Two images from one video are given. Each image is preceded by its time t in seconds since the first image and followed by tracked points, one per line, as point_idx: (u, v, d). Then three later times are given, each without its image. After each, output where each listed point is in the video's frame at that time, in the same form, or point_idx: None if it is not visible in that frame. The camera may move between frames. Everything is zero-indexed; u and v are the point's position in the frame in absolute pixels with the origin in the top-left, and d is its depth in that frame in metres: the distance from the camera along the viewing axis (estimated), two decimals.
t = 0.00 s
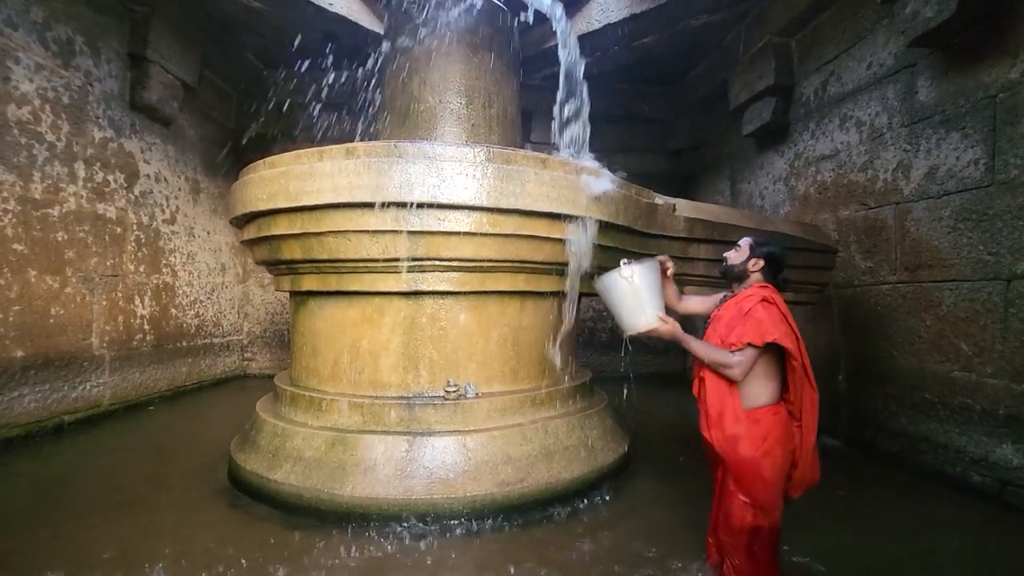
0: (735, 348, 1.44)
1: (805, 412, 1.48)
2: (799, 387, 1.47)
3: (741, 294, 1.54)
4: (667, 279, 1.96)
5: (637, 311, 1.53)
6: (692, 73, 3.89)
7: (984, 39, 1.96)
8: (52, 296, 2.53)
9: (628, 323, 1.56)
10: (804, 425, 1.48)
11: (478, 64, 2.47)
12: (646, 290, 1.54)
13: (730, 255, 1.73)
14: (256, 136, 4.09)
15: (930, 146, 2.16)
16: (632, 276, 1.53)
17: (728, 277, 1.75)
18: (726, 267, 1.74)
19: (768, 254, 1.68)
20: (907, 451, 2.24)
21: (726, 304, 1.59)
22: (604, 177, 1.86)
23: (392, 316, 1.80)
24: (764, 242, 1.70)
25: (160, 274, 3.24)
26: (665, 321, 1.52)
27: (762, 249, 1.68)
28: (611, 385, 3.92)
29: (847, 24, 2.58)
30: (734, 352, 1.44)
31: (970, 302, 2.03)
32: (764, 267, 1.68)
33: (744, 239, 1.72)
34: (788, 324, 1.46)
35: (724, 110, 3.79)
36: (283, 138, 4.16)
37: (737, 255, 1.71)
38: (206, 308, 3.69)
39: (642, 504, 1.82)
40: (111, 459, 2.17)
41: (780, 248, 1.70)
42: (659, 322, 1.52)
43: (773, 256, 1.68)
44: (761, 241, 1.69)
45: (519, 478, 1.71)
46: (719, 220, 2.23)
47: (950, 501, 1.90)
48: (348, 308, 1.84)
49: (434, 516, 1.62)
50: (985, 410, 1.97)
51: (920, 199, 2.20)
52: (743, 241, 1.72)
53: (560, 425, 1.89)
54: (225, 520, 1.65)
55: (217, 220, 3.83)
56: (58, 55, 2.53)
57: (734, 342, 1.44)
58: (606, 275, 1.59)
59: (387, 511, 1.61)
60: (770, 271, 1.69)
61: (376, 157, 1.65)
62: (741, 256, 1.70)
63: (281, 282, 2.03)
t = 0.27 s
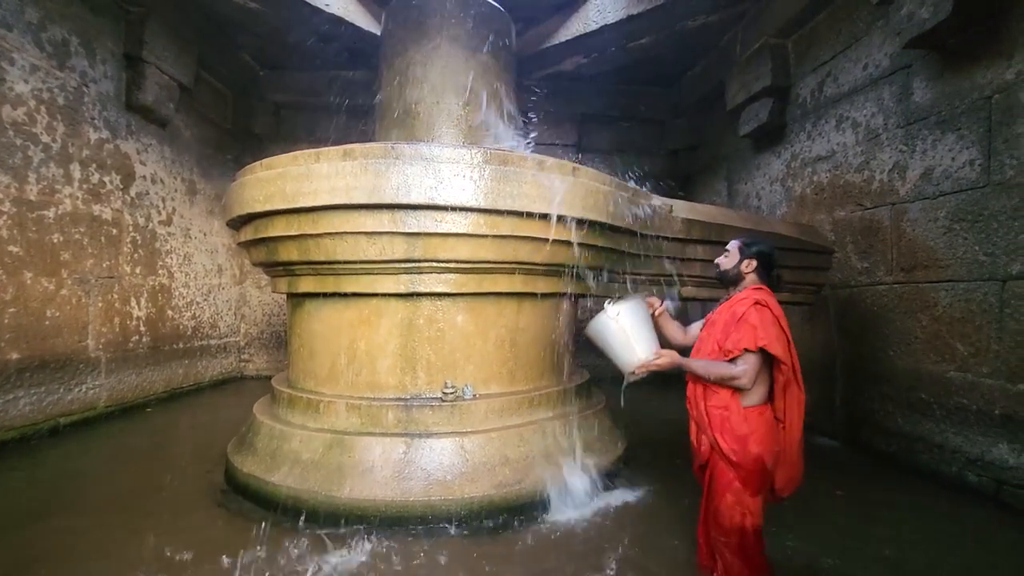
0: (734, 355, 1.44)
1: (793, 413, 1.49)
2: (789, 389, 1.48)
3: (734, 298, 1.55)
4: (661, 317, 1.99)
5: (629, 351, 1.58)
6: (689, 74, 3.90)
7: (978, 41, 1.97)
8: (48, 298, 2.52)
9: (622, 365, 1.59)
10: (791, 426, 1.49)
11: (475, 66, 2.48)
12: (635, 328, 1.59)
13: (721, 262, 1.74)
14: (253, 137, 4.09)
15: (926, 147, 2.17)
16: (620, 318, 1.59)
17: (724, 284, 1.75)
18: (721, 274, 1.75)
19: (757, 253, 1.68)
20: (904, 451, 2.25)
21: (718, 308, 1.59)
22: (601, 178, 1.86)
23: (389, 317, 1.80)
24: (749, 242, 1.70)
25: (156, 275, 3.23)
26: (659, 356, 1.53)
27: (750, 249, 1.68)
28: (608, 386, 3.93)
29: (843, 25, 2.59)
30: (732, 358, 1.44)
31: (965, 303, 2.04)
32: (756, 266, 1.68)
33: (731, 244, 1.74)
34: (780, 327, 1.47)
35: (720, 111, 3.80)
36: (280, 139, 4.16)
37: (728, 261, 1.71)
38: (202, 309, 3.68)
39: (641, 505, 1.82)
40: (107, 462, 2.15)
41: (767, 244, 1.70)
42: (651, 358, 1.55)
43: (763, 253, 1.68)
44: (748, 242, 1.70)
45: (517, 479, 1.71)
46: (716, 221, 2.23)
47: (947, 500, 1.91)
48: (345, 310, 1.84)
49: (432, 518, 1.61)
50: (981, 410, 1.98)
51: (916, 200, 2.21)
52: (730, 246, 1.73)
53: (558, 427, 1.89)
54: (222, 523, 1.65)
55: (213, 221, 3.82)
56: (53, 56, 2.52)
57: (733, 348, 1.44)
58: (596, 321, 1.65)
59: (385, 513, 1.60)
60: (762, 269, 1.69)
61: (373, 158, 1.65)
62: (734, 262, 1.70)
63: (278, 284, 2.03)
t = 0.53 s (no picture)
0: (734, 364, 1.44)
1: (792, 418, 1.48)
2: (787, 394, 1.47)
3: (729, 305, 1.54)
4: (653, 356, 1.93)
5: (634, 407, 1.50)
6: (684, 79, 3.93)
7: (969, 48, 1.99)
8: (42, 302, 2.51)
9: (635, 426, 1.50)
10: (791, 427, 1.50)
11: (472, 71, 2.49)
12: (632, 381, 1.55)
13: (703, 280, 1.69)
14: (249, 141, 4.08)
15: (919, 152, 2.19)
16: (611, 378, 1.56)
17: (714, 299, 1.70)
18: (707, 291, 1.70)
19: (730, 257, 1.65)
20: (899, 455, 2.26)
21: (712, 316, 1.58)
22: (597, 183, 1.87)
23: (386, 322, 1.79)
24: (720, 250, 1.67)
25: (151, 279, 3.22)
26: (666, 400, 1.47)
27: (723, 257, 1.65)
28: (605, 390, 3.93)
29: (836, 32, 2.62)
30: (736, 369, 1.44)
31: (958, 307, 2.05)
32: (738, 269, 1.64)
33: (703, 258, 1.69)
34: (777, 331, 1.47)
35: (715, 116, 3.83)
36: (277, 143, 4.16)
37: (709, 276, 1.67)
38: (198, 314, 3.66)
39: (637, 510, 1.82)
40: (101, 467, 2.14)
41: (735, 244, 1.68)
42: (659, 403, 1.48)
43: (738, 255, 1.65)
44: (723, 250, 1.66)
45: (514, 484, 1.71)
46: (711, 226, 2.24)
47: (942, 504, 1.91)
48: (341, 314, 1.83)
49: (429, 523, 1.61)
50: (975, 414, 1.99)
51: (909, 205, 2.23)
52: (704, 261, 1.69)
53: (555, 431, 1.89)
54: (217, 529, 1.64)
55: (209, 225, 3.81)
56: (48, 60, 2.51)
57: (736, 359, 1.44)
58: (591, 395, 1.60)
59: (381, 519, 1.60)
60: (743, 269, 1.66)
61: (370, 164, 1.65)
62: (718, 274, 1.66)
63: (274, 289, 2.02)
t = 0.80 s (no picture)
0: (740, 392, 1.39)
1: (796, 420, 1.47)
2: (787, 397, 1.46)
3: (717, 326, 1.51)
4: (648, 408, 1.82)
5: (655, 479, 1.42)
6: (682, 84, 3.95)
7: (964, 53, 2.01)
8: (40, 307, 2.50)
9: (663, 496, 1.41)
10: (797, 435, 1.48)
11: (470, 76, 2.49)
12: (642, 450, 1.46)
13: (678, 308, 1.64)
14: (248, 145, 4.09)
15: (915, 156, 2.20)
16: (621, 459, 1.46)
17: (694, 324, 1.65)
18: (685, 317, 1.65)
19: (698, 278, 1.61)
20: (898, 458, 2.26)
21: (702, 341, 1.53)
22: (595, 188, 1.87)
23: (385, 326, 1.79)
24: (686, 274, 1.63)
25: (149, 284, 3.21)
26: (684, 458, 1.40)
27: (690, 280, 1.61)
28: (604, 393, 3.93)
29: (832, 37, 2.63)
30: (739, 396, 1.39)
31: (956, 310, 2.06)
32: (708, 288, 1.60)
33: (670, 287, 1.65)
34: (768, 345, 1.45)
35: (713, 120, 3.84)
36: (276, 147, 4.16)
37: (684, 303, 1.62)
38: (196, 318, 3.65)
39: (636, 514, 1.82)
40: (98, 472, 2.13)
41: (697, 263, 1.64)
42: (680, 466, 1.40)
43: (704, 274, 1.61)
44: (689, 273, 1.61)
45: (513, 488, 1.71)
46: (710, 230, 2.25)
47: (941, 508, 1.91)
48: (340, 319, 1.83)
49: (428, 528, 1.61)
50: (973, 417, 1.99)
51: (906, 209, 2.24)
52: (673, 290, 1.64)
53: (554, 436, 1.89)
54: (215, 534, 1.63)
55: (208, 230, 3.81)
56: (47, 65, 2.52)
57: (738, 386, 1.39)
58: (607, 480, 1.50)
59: (380, 524, 1.59)
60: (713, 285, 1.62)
61: (369, 168, 1.65)
62: (691, 299, 1.61)
63: (273, 293, 2.02)
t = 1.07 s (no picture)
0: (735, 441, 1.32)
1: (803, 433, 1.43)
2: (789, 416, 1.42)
3: (704, 370, 1.45)
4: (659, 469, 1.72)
5: (681, 554, 1.32)
6: (682, 83, 3.95)
7: (966, 51, 2.00)
8: (41, 306, 2.51)
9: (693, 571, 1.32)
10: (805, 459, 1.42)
11: (470, 75, 2.49)
12: (664, 526, 1.36)
13: (658, 361, 1.64)
14: (248, 145, 4.09)
15: (916, 155, 2.20)
16: (645, 541, 1.35)
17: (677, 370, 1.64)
18: (667, 368, 1.65)
19: (667, 325, 1.66)
20: (898, 457, 2.26)
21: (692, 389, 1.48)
22: (595, 187, 1.87)
23: (385, 324, 1.80)
24: (653, 327, 1.67)
25: (150, 283, 3.21)
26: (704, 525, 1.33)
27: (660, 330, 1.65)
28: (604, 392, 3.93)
29: (833, 36, 2.63)
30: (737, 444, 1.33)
31: (956, 309, 2.06)
32: (679, 334, 1.62)
33: (643, 343, 1.68)
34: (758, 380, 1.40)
35: (713, 119, 3.84)
36: (276, 146, 4.16)
37: (661, 355, 1.63)
38: (197, 317, 3.66)
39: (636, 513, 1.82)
40: (99, 471, 2.13)
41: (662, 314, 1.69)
42: (705, 538, 1.33)
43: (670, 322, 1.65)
44: (659, 325, 1.67)
45: (513, 487, 1.71)
46: (710, 229, 2.25)
47: (942, 506, 1.92)
48: (341, 318, 1.84)
49: (429, 527, 1.61)
50: (973, 416, 1.99)
51: (906, 207, 2.24)
52: (647, 345, 1.67)
53: (554, 434, 1.89)
54: (216, 533, 1.63)
55: (208, 229, 3.82)
56: (47, 64, 2.52)
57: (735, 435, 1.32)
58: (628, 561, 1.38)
59: (381, 522, 1.60)
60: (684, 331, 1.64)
61: (369, 167, 1.65)
62: (667, 351, 1.62)
63: (273, 292, 2.02)
